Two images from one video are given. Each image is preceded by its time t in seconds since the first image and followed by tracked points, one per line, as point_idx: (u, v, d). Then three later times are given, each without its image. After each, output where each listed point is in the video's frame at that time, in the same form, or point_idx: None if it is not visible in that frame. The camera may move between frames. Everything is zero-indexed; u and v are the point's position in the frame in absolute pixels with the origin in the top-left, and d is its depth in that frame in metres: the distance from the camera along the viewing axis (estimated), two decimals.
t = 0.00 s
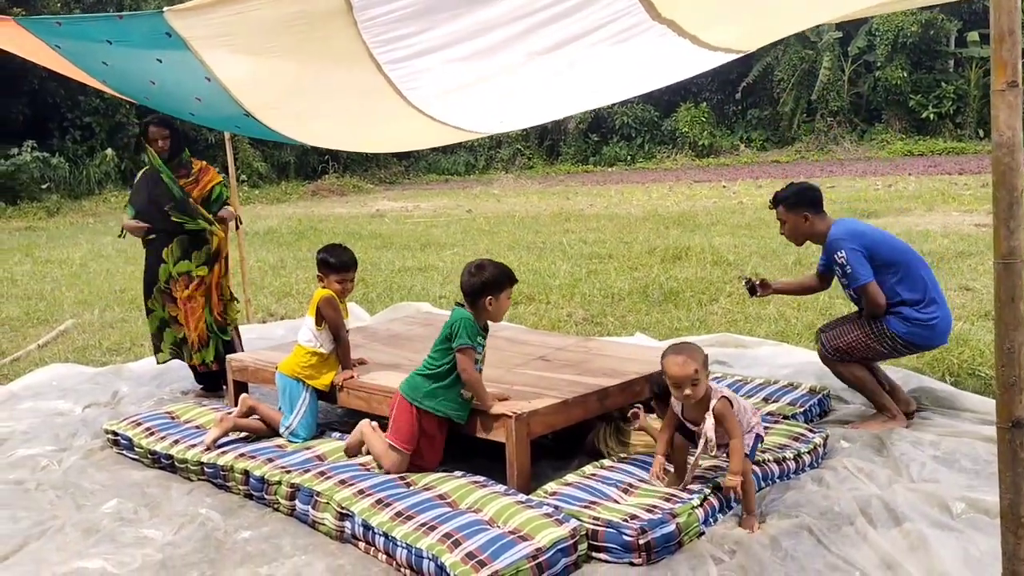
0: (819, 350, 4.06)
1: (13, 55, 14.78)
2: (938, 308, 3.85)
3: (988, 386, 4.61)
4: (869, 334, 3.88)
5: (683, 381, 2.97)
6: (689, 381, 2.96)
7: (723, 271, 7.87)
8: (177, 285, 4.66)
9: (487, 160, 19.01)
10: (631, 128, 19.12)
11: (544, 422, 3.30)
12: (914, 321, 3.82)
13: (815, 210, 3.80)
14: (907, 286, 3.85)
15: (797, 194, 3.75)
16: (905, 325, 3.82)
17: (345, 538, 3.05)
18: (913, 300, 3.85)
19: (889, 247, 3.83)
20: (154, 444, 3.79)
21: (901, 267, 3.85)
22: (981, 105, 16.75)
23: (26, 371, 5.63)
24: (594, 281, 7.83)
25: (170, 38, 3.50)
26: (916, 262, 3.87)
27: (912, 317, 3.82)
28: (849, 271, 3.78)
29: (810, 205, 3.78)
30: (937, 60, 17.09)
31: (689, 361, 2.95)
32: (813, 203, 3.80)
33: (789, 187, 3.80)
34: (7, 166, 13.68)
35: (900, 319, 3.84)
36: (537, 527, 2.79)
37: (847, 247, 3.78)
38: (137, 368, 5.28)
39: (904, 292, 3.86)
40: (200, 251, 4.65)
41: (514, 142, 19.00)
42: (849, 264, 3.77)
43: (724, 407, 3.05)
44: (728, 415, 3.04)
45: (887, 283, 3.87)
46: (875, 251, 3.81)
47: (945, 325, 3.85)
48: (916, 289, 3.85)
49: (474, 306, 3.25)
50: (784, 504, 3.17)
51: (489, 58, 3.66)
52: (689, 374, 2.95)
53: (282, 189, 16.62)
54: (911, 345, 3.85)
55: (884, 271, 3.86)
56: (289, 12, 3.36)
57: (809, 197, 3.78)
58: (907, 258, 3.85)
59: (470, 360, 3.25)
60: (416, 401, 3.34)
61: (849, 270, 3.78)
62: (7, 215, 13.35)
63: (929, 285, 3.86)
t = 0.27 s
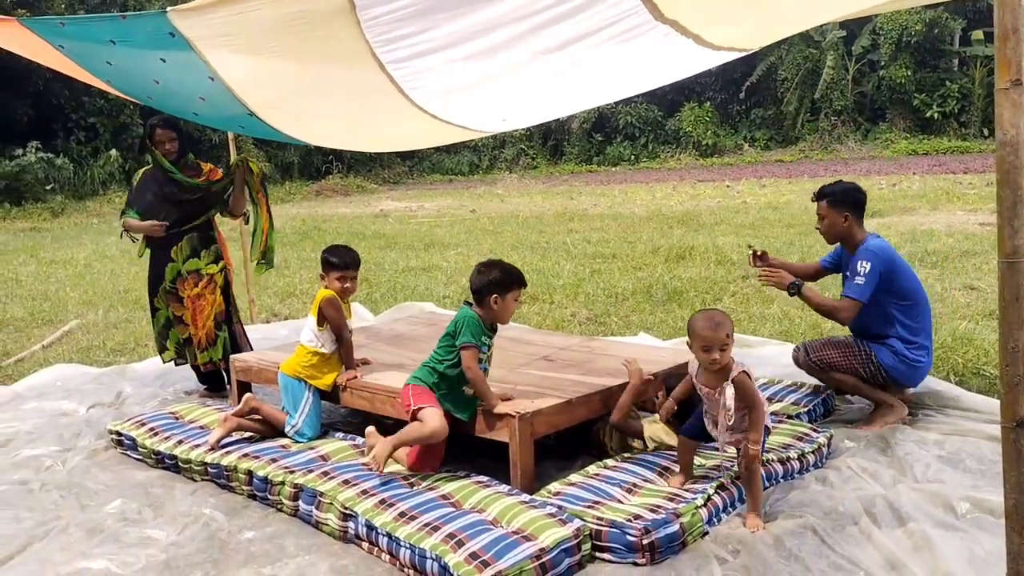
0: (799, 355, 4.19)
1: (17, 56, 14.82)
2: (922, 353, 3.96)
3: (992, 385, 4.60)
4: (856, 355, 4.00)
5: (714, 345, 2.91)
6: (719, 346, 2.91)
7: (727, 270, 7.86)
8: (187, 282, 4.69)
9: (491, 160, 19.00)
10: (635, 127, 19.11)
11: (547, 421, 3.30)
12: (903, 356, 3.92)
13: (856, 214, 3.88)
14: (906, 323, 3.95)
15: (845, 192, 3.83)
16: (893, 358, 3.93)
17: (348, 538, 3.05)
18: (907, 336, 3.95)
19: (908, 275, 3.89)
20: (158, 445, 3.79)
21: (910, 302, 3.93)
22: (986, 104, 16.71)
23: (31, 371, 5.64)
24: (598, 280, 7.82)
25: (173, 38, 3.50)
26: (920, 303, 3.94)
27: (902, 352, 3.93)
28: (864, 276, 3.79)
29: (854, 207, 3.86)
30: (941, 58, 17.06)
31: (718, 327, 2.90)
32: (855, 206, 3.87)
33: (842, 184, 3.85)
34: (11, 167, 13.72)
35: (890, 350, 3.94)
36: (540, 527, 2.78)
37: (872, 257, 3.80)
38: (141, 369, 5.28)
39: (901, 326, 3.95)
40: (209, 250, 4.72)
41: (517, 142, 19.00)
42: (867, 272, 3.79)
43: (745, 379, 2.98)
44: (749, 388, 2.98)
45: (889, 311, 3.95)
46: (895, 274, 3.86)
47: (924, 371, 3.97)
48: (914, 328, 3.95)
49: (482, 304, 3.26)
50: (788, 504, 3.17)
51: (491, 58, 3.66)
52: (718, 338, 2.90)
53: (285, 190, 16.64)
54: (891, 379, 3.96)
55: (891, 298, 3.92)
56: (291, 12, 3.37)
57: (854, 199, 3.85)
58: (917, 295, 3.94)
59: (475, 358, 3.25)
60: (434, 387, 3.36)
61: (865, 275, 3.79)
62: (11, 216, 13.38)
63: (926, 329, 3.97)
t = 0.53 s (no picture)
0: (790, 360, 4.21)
1: (18, 57, 14.84)
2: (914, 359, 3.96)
3: (994, 384, 4.60)
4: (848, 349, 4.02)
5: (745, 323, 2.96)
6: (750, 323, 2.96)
7: (728, 270, 7.86)
8: (193, 281, 4.69)
9: (491, 160, 19.01)
10: (636, 127, 19.12)
11: (548, 420, 3.30)
12: (893, 357, 3.93)
13: (881, 206, 3.92)
14: (904, 326, 3.95)
15: (876, 182, 3.85)
16: (883, 357, 3.95)
17: (350, 538, 3.05)
18: (902, 339, 3.96)
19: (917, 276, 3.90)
20: (161, 445, 3.79)
21: (913, 305, 3.94)
22: (987, 103, 16.69)
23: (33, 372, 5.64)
24: (599, 280, 7.82)
25: (174, 38, 3.50)
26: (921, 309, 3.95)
27: (893, 353, 3.94)
28: (872, 261, 3.79)
29: (879, 199, 3.89)
30: (942, 58, 17.06)
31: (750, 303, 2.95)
32: (881, 197, 3.89)
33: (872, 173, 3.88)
34: (12, 168, 13.74)
35: (881, 349, 3.96)
36: (542, 526, 2.78)
37: (886, 247, 3.80)
38: (142, 369, 5.29)
39: (899, 328, 3.95)
40: (218, 248, 4.75)
41: (518, 142, 19.01)
42: (875, 258, 3.79)
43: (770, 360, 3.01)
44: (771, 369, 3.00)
45: (891, 309, 3.95)
46: (904, 271, 3.85)
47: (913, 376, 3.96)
48: (911, 333, 3.96)
49: (493, 307, 3.20)
50: (790, 503, 3.16)
51: (492, 58, 3.66)
52: (748, 314, 2.94)
53: (286, 190, 16.65)
54: (878, 378, 3.97)
55: (896, 296, 3.92)
56: (292, 12, 3.37)
57: (883, 191, 3.87)
58: (921, 300, 3.95)
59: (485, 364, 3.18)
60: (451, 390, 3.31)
61: (873, 260, 3.78)
62: (12, 217, 13.39)
63: (922, 338, 3.98)
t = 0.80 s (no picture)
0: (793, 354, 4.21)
1: (17, 55, 14.83)
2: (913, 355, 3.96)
3: (993, 381, 4.61)
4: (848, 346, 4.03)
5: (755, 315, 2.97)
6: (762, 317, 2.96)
7: (728, 267, 7.86)
8: (191, 280, 4.68)
9: (491, 158, 19.00)
10: (635, 124, 19.13)
11: (548, 418, 3.30)
12: (893, 354, 3.94)
13: (881, 204, 3.92)
14: (905, 323, 3.96)
15: (877, 181, 3.87)
16: (882, 354, 3.95)
17: (351, 536, 3.06)
18: (903, 335, 3.96)
19: (918, 273, 3.91)
20: (161, 443, 3.80)
21: (913, 301, 3.94)
22: (986, 99, 16.70)
23: (33, 370, 5.65)
24: (599, 277, 7.82)
25: (174, 36, 3.50)
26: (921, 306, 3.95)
27: (893, 350, 3.95)
28: (872, 256, 3.80)
29: (880, 196, 3.89)
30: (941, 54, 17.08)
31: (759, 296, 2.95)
32: (882, 195, 3.90)
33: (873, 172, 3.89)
34: (11, 166, 13.73)
35: (881, 346, 3.97)
36: (543, 524, 2.79)
37: (886, 243, 3.81)
38: (142, 367, 5.29)
39: (899, 325, 3.96)
40: (215, 246, 4.73)
41: (517, 139, 19.02)
42: (874, 253, 3.80)
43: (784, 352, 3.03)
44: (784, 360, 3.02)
45: (892, 306, 3.95)
46: (905, 268, 3.86)
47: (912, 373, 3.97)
48: (912, 330, 3.96)
49: (505, 300, 3.16)
50: (791, 500, 3.17)
51: (491, 55, 3.66)
52: (759, 307, 2.94)
53: (286, 188, 16.65)
54: (877, 374, 3.97)
55: (896, 293, 3.92)
56: (290, 11, 3.36)
57: (884, 189, 3.88)
58: (922, 298, 3.95)
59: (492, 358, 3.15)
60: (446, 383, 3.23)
61: (873, 255, 3.79)
62: (12, 215, 13.39)
63: (923, 335, 3.98)
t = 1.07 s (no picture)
0: (793, 342, 4.18)
1: (15, 49, 14.79)
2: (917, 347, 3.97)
3: (993, 372, 4.61)
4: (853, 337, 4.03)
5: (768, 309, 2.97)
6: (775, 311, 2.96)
7: (727, 259, 7.86)
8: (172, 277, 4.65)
9: (489, 151, 18.98)
10: (634, 117, 19.11)
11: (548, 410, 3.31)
12: (897, 346, 3.95)
13: (879, 198, 3.93)
14: (908, 315, 3.97)
15: (874, 176, 3.88)
16: (887, 346, 3.96)
17: (352, 530, 3.06)
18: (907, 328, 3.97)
19: (918, 266, 3.92)
20: (161, 438, 3.80)
21: (915, 293, 3.95)
22: (985, 91, 16.68)
23: (32, 365, 5.65)
24: (599, 270, 7.81)
25: (172, 30, 3.50)
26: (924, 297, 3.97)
27: (898, 342, 3.95)
28: (871, 249, 3.82)
29: (878, 190, 3.90)
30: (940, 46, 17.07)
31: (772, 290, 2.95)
32: (879, 190, 3.91)
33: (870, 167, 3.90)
34: (9, 160, 13.71)
35: (886, 338, 3.97)
36: (544, 517, 2.80)
37: (885, 235, 3.83)
38: (142, 362, 5.28)
39: (903, 317, 3.97)
40: (193, 244, 4.62)
41: (516, 132, 19.00)
42: (874, 245, 3.82)
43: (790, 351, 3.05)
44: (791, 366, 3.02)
45: (894, 298, 3.97)
46: (905, 260, 3.88)
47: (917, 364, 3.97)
48: (915, 322, 3.96)
49: (503, 282, 3.19)
50: (790, 493, 3.17)
51: (491, 47, 3.65)
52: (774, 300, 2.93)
53: (284, 181, 16.63)
54: (883, 367, 3.98)
55: (898, 285, 3.94)
56: (287, 5, 3.35)
57: (882, 184, 3.90)
58: (924, 289, 3.96)
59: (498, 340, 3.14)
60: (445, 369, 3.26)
61: (872, 248, 3.81)
62: (10, 210, 13.37)
63: (927, 326, 3.99)
